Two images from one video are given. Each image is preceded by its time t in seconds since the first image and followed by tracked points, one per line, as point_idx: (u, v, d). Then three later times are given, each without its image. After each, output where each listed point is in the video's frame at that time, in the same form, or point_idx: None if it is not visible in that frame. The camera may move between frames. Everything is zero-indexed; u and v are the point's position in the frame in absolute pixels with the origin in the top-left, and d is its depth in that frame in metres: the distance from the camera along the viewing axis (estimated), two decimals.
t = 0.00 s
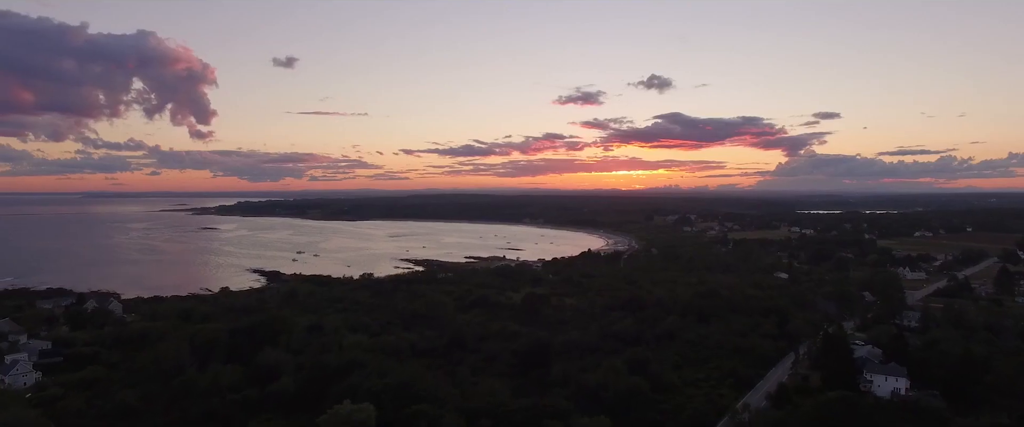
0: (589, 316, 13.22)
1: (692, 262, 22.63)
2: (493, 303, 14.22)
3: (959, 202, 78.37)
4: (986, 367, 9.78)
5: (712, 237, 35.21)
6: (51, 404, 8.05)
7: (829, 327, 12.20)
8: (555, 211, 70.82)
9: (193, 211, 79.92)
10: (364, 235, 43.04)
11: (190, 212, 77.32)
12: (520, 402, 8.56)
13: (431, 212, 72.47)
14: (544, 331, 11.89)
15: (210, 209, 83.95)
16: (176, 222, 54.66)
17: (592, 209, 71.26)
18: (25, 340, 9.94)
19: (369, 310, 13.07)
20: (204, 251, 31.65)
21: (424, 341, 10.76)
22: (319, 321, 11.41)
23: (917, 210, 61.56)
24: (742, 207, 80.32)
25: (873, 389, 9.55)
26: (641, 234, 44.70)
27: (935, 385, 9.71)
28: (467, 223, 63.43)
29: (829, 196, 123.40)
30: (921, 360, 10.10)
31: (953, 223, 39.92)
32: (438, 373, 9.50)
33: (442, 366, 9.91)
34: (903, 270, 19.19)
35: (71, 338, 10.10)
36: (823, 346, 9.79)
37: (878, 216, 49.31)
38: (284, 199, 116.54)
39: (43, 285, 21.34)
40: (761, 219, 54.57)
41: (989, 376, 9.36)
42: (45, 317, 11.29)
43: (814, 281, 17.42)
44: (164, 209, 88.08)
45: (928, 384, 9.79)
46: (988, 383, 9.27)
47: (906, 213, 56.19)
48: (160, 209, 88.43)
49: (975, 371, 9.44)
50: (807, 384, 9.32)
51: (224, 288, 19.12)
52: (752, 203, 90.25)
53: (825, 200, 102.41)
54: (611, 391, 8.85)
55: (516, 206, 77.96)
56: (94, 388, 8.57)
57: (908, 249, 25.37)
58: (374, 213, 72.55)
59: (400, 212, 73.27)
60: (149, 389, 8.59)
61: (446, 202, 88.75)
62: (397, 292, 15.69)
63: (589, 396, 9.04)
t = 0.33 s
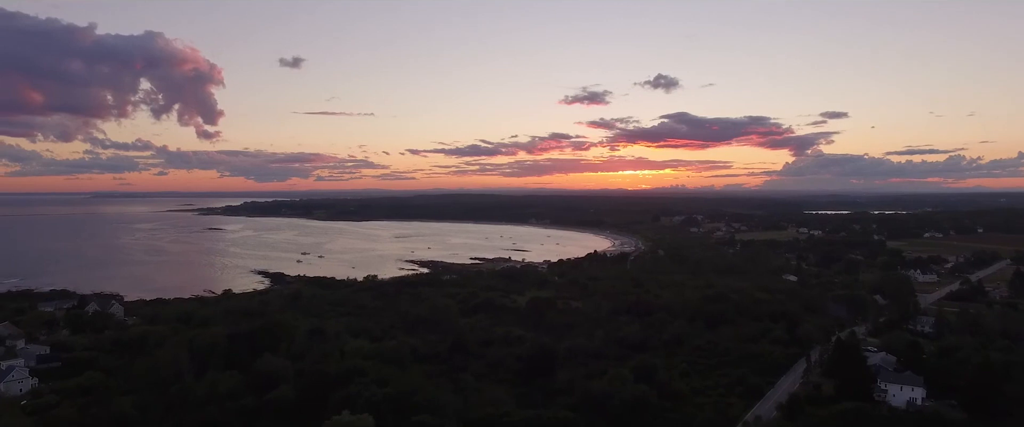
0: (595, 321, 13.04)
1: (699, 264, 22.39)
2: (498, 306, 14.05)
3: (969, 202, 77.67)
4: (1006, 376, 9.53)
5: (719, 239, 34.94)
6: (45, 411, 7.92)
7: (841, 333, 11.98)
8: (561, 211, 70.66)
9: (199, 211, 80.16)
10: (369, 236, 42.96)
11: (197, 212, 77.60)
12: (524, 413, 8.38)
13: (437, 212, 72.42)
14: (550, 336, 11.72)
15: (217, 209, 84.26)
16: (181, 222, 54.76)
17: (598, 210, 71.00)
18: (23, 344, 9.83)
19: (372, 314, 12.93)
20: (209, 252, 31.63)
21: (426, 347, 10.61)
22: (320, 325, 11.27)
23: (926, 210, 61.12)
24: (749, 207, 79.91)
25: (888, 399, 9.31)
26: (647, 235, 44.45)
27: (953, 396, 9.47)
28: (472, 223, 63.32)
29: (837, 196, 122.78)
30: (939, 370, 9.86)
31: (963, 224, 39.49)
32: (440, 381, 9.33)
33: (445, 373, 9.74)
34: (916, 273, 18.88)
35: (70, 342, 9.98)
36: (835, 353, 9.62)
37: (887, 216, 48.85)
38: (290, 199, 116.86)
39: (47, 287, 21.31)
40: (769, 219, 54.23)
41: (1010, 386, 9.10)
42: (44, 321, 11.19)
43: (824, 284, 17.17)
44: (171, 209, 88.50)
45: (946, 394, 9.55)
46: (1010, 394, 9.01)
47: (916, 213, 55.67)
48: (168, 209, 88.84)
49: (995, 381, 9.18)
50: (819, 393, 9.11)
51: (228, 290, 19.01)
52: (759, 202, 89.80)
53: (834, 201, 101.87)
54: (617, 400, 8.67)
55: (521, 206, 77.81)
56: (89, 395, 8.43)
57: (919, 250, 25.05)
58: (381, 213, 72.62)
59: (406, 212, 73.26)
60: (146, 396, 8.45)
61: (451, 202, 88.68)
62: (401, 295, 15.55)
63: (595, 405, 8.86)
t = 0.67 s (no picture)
0: (601, 325, 12.85)
1: (706, 267, 22.14)
2: (503, 310, 13.88)
3: (978, 203, 76.94)
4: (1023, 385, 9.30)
5: (726, 240, 34.64)
6: (40, 418, 7.80)
7: (852, 339, 11.78)
8: (566, 212, 70.43)
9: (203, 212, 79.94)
10: (374, 237, 42.84)
11: (203, 213, 77.74)
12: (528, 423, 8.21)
13: (442, 213, 72.25)
14: (555, 342, 11.57)
15: (224, 210, 84.42)
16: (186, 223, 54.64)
17: (604, 211, 70.63)
18: (21, 349, 9.72)
19: (375, 318, 12.78)
20: (214, 252, 31.55)
21: (428, 353, 10.46)
22: (321, 330, 11.13)
23: (935, 211, 60.76)
24: (755, 207, 79.36)
25: (903, 409, 9.19)
26: (653, 236, 44.15)
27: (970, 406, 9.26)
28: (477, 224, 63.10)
29: (844, 196, 122.20)
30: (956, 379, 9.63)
31: (973, 225, 39.04)
32: (442, 389, 9.18)
33: (448, 380, 9.60)
34: (927, 276, 18.62)
35: (68, 347, 9.87)
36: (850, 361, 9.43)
37: (896, 217, 48.37)
38: (296, 199, 116.99)
39: (50, 288, 21.26)
40: (775, 220, 53.87)
41: None
42: (43, 324, 11.08)
43: (833, 287, 16.95)
44: (178, 209, 88.73)
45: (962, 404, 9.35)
46: None
47: (925, 214, 55.09)
48: (175, 209, 89.08)
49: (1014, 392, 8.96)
50: (832, 402, 8.92)
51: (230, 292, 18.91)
52: (765, 203, 89.24)
53: (841, 201, 101.23)
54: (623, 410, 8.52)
55: (527, 206, 77.52)
56: (86, 402, 8.31)
57: (929, 253, 24.75)
58: (386, 213, 72.57)
59: (411, 213, 73.12)
60: (142, 404, 8.30)
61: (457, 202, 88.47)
62: (404, 298, 15.41)
63: (600, 413, 8.70)
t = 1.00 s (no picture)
0: (607, 330, 12.68)
1: (714, 269, 21.90)
2: (508, 314, 13.73)
3: (989, 204, 76.28)
4: None
5: (734, 242, 34.39)
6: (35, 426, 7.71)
7: (864, 346, 11.56)
8: (572, 212, 70.16)
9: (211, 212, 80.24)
10: (380, 237, 42.78)
11: (210, 213, 78.03)
12: None
13: (448, 213, 72.15)
14: (560, 347, 11.41)
15: (231, 210, 84.63)
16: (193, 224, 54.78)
17: (611, 211, 70.38)
18: (19, 354, 9.65)
19: (379, 321, 12.64)
20: (220, 254, 31.58)
21: (431, 359, 10.31)
22: (323, 334, 11.00)
23: (945, 212, 60.32)
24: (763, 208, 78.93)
25: (919, 420, 8.99)
26: (660, 237, 43.90)
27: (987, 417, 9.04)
28: (483, 225, 62.99)
29: (853, 197, 121.43)
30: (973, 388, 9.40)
31: (985, 226, 38.58)
32: (444, 397, 9.02)
33: (451, 387, 9.45)
34: (939, 279, 18.34)
35: (66, 352, 9.77)
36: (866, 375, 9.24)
37: (906, 218, 47.95)
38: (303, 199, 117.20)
39: (55, 289, 21.27)
40: (783, 221, 53.50)
41: None
42: (44, 328, 11.01)
43: (844, 291, 16.71)
44: (185, 209, 89.02)
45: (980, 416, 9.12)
46: None
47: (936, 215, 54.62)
48: (182, 209, 89.37)
49: None
50: (845, 412, 8.72)
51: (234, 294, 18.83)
52: (773, 204, 88.71)
53: (850, 202, 100.52)
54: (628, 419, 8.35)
55: (533, 207, 77.32)
56: (82, 409, 8.20)
57: (941, 255, 24.44)
58: (392, 214, 72.62)
59: (417, 213, 73.06)
60: (138, 410, 8.18)
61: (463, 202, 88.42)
62: (409, 301, 15.28)
63: (605, 422, 8.53)
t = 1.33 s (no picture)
0: (618, 335, 12.49)
1: (726, 272, 21.62)
2: (516, 318, 13.57)
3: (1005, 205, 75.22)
4: None
5: (746, 243, 34.05)
6: None
7: (881, 354, 11.30)
8: (582, 213, 69.85)
9: (222, 213, 80.58)
10: (390, 238, 42.75)
11: (222, 213, 78.49)
12: None
13: (458, 214, 72.07)
14: (570, 353, 11.25)
15: (242, 210, 85.04)
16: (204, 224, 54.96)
17: (621, 212, 70.03)
18: (23, 357, 9.60)
19: (386, 325, 12.51)
20: (230, 255, 31.64)
21: (437, 365, 10.15)
22: (329, 338, 10.87)
23: (960, 213, 59.50)
24: (775, 209, 78.28)
25: None
26: (671, 239, 43.62)
27: None
28: (493, 226, 62.85)
29: (866, 197, 120.29)
30: (997, 398, 9.15)
31: (1002, 228, 37.98)
32: (451, 404, 8.87)
33: (458, 393, 9.30)
34: (957, 283, 17.98)
35: (70, 356, 9.71)
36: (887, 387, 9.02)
37: (921, 219, 47.30)
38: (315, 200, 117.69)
39: (66, 290, 21.33)
40: (796, 222, 52.95)
41: None
42: (49, 330, 10.96)
43: (860, 295, 16.42)
44: (198, 210, 89.67)
45: None
46: None
47: (951, 216, 53.91)
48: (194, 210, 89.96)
49: None
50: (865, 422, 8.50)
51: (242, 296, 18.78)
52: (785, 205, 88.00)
53: (863, 203, 99.58)
54: None
55: (543, 208, 77.13)
56: (83, 414, 8.12)
57: (958, 258, 24.01)
58: (403, 214, 72.66)
59: (427, 214, 73.01)
60: (140, 415, 8.07)
61: (473, 203, 88.33)
62: (416, 304, 15.16)
63: None
